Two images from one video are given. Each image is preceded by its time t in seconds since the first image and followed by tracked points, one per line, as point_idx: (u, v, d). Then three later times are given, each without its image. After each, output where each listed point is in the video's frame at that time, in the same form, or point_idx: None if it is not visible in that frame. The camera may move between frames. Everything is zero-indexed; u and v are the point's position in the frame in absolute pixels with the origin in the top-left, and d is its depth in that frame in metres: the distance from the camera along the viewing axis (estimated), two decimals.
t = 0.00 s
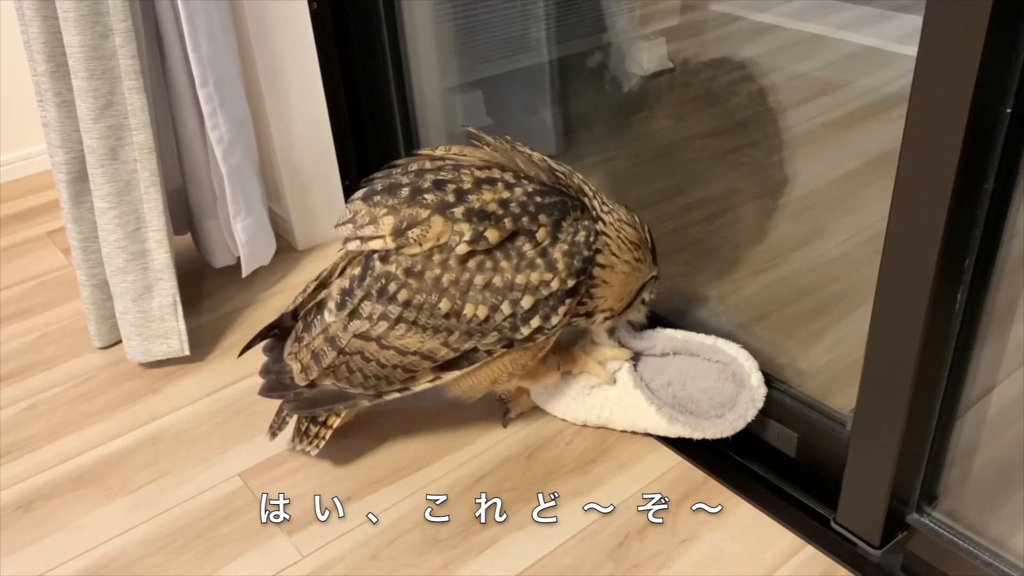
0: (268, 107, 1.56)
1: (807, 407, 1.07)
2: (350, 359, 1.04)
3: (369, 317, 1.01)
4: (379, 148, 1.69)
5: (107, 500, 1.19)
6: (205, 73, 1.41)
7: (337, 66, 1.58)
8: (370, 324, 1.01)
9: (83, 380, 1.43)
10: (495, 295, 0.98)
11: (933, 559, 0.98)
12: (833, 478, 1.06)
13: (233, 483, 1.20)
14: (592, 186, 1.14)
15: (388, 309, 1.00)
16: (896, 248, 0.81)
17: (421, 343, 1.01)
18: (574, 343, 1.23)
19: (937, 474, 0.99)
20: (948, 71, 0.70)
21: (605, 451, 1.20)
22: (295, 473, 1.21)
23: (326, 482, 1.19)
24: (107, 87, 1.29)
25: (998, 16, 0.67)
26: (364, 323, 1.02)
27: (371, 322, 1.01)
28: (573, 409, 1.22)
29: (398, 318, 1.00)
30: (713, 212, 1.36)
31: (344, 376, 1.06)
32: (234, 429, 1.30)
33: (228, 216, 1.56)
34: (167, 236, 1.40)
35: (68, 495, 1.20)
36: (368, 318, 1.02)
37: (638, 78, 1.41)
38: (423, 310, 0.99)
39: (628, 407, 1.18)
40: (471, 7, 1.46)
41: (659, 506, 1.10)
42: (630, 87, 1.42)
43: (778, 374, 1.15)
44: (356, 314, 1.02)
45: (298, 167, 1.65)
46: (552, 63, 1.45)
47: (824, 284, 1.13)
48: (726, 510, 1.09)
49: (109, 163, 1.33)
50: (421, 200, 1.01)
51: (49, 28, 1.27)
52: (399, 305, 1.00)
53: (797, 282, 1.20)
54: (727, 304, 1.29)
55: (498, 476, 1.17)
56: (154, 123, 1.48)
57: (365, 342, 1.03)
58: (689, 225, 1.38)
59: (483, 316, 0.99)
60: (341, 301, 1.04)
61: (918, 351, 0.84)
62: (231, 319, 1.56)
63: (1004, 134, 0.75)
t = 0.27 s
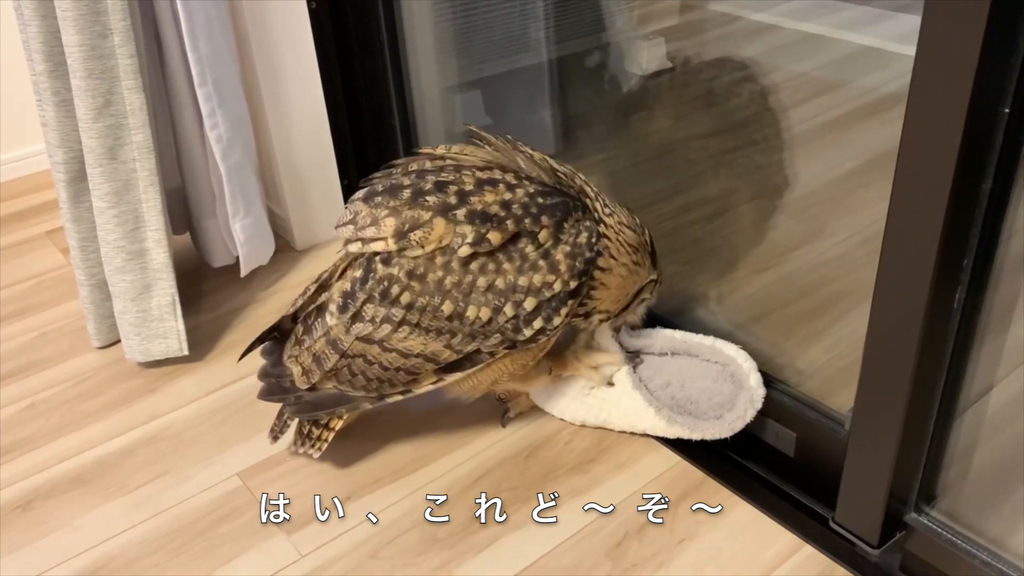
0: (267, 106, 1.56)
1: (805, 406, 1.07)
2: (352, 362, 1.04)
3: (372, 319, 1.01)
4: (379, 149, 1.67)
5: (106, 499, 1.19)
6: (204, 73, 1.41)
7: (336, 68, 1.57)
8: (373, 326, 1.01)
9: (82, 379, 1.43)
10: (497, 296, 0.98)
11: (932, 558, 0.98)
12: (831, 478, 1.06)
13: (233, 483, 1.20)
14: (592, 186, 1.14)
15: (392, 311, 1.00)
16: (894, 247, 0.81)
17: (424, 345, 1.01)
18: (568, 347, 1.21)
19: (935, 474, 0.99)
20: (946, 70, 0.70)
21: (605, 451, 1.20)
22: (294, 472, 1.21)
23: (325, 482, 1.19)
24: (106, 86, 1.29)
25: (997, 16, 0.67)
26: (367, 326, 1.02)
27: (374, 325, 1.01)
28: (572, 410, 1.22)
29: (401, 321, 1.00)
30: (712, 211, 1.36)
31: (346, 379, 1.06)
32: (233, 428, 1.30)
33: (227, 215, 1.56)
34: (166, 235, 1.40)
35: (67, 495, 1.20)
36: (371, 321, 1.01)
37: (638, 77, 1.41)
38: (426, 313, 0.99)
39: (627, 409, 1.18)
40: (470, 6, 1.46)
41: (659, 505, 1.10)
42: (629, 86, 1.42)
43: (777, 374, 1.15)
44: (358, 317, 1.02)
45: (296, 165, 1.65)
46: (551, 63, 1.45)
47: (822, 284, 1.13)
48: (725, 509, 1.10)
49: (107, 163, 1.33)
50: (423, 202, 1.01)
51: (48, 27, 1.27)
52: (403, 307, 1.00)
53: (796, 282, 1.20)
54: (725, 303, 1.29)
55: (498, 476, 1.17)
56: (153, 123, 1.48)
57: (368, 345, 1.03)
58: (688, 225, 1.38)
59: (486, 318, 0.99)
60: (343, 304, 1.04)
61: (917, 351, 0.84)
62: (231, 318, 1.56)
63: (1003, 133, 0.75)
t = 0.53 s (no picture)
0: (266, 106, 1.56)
1: (804, 406, 1.07)
2: (353, 362, 1.04)
3: (372, 318, 1.01)
4: (378, 148, 1.68)
5: (106, 499, 1.19)
6: (203, 72, 1.41)
7: (335, 66, 1.58)
8: (374, 325, 1.01)
9: (82, 379, 1.43)
10: (499, 294, 0.98)
11: (932, 558, 0.98)
12: (832, 477, 1.06)
13: (232, 482, 1.20)
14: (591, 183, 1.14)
15: (393, 310, 1.00)
16: (894, 247, 0.81)
17: (425, 344, 1.01)
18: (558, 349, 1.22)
19: (934, 473, 0.99)
20: (946, 69, 0.70)
21: (604, 450, 1.20)
22: (294, 472, 1.21)
23: (324, 482, 1.19)
24: (105, 85, 1.29)
25: (996, 16, 0.67)
26: (367, 325, 1.02)
27: (375, 324, 1.01)
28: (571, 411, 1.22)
29: (402, 319, 1.00)
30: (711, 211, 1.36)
31: (346, 380, 1.06)
32: (233, 428, 1.30)
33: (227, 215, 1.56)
34: (166, 235, 1.40)
35: (67, 494, 1.20)
36: (371, 320, 1.01)
37: (638, 77, 1.41)
38: (427, 311, 0.99)
39: (625, 411, 1.17)
40: (470, 6, 1.46)
41: (658, 504, 1.10)
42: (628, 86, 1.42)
43: (777, 374, 1.15)
44: (359, 316, 1.02)
45: (297, 165, 1.65)
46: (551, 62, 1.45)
47: (821, 283, 1.13)
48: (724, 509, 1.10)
49: (107, 162, 1.33)
50: (423, 201, 1.01)
51: (47, 27, 1.26)
52: (404, 306, 0.99)
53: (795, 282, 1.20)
54: (725, 303, 1.29)
55: (497, 475, 1.17)
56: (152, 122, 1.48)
57: (368, 344, 1.02)
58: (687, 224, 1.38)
59: (487, 316, 0.99)
60: (343, 303, 1.04)
61: (917, 351, 0.84)
62: (230, 318, 1.56)
63: (1002, 132, 0.75)
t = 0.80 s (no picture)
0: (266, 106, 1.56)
1: (803, 405, 1.07)
2: (351, 361, 1.04)
3: (371, 317, 1.00)
4: (377, 147, 1.67)
5: (106, 498, 1.19)
6: (203, 72, 1.41)
7: (334, 64, 1.57)
8: (372, 323, 1.00)
9: (82, 378, 1.43)
10: (499, 293, 0.98)
11: (931, 558, 0.98)
12: (832, 477, 1.06)
13: (233, 482, 1.20)
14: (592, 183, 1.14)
15: (392, 308, 0.99)
16: (893, 247, 0.81)
17: (424, 343, 1.00)
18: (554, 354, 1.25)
19: (933, 473, 0.99)
20: (943, 68, 0.70)
21: (603, 449, 1.20)
22: (293, 472, 1.21)
23: (324, 481, 1.19)
24: (105, 85, 1.29)
25: (995, 15, 0.67)
26: (365, 323, 1.01)
27: (374, 322, 1.00)
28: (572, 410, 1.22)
29: (401, 318, 0.99)
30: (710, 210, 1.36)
31: (343, 379, 1.05)
32: (233, 427, 1.30)
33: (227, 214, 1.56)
34: (165, 234, 1.40)
35: (67, 493, 1.20)
36: (370, 318, 1.01)
37: (638, 77, 1.41)
38: (427, 310, 0.98)
39: (624, 411, 1.17)
40: (470, 5, 1.46)
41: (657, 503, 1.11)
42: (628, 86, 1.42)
43: (777, 374, 1.15)
44: (357, 315, 1.01)
45: (296, 164, 1.65)
46: (551, 62, 1.45)
47: (821, 283, 1.13)
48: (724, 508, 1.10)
49: (106, 161, 1.33)
50: (423, 200, 1.01)
51: (47, 26, 1.26)
52: (403, 304, 0.99)
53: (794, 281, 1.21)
54: (725, 302, 1.29)
55: (497, 475, 1.17)
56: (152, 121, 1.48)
57: (366, 343, 1.02)
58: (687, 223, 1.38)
59: (487, 315, 0.98)
60: (341, 302, 1.03)
61: (915, 350, 0.84)
62: (230, 317, 1.56)
63: (1001, 131, 0.75)
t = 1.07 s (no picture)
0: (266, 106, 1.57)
1: (804, 404, 1.07)
2: (343, 377, 1.02)
3: (361, 335, 0.99)
4: (377, 146, 1.68)
5: (106, 497, 1.19)
6: (204, 71, 1.41)
7: (334, 65, 1.58)
8: (363, 341, 0.99)
9: (82, 378, 1.43)
10: (490, 312, 0.96)
11: (932, 557, 0.98)
12: (833, 477, 1.06)
13: (233, 481, 1.20)
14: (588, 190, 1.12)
15: (382, 327, 0.98)
16: (893, 246, 0.81)
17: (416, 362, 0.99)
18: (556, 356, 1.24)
19: (933, 472, 0.99)
20: (943, 67, 0.70)
21: (604, 449, 1.20)
22: (293, 471, 1.21)
23: (324, 481, 1.19)
24: (106, 84, 1.29)
25: (996, 15, 0.67)
26: (356, 341, 1.00)
27: (363, 340, 0.99)
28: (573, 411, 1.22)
29: (392, 337, 0.98)
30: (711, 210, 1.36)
31: (337, 394, 1.03)
32: (233, 426, 1.30)
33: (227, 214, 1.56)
34: (166, 234, 1.40)
35: (67, 493, 1.20)
36: (360, 336, 0.99)
37: (639, 77, 1.41)
38: (417, 330, 0.97)
39: (625, 416, 1.17)
40: (470, 4, 1.45)
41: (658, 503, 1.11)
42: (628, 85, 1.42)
43: (777, 373, 1.15)
44: (347, 332, 1.00)
45: (296, 165, 1.65)
46: (551, 61, 1.46)
47: (820, 283, 1.13)
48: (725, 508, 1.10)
49: (107, 161, 1.33)
50: (411, 218, 0.99)
51: (48, 26, 1.27)
52: (393, 324, 0.97)
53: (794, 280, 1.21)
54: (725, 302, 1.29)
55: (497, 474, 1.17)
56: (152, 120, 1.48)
57: (357, 361, 1.00)
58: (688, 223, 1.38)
59: (479, 334, 0.97)
60: (332, 318, 1.02)
61: (916, 350, 0.84)
62: (231, 317, 1.56)
63: (1002, 131, 0.75)
